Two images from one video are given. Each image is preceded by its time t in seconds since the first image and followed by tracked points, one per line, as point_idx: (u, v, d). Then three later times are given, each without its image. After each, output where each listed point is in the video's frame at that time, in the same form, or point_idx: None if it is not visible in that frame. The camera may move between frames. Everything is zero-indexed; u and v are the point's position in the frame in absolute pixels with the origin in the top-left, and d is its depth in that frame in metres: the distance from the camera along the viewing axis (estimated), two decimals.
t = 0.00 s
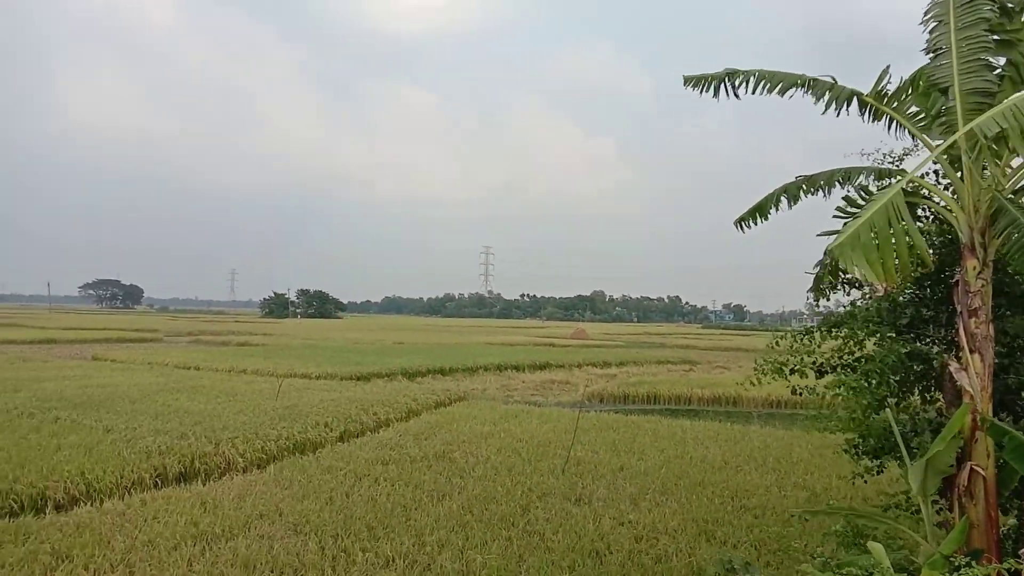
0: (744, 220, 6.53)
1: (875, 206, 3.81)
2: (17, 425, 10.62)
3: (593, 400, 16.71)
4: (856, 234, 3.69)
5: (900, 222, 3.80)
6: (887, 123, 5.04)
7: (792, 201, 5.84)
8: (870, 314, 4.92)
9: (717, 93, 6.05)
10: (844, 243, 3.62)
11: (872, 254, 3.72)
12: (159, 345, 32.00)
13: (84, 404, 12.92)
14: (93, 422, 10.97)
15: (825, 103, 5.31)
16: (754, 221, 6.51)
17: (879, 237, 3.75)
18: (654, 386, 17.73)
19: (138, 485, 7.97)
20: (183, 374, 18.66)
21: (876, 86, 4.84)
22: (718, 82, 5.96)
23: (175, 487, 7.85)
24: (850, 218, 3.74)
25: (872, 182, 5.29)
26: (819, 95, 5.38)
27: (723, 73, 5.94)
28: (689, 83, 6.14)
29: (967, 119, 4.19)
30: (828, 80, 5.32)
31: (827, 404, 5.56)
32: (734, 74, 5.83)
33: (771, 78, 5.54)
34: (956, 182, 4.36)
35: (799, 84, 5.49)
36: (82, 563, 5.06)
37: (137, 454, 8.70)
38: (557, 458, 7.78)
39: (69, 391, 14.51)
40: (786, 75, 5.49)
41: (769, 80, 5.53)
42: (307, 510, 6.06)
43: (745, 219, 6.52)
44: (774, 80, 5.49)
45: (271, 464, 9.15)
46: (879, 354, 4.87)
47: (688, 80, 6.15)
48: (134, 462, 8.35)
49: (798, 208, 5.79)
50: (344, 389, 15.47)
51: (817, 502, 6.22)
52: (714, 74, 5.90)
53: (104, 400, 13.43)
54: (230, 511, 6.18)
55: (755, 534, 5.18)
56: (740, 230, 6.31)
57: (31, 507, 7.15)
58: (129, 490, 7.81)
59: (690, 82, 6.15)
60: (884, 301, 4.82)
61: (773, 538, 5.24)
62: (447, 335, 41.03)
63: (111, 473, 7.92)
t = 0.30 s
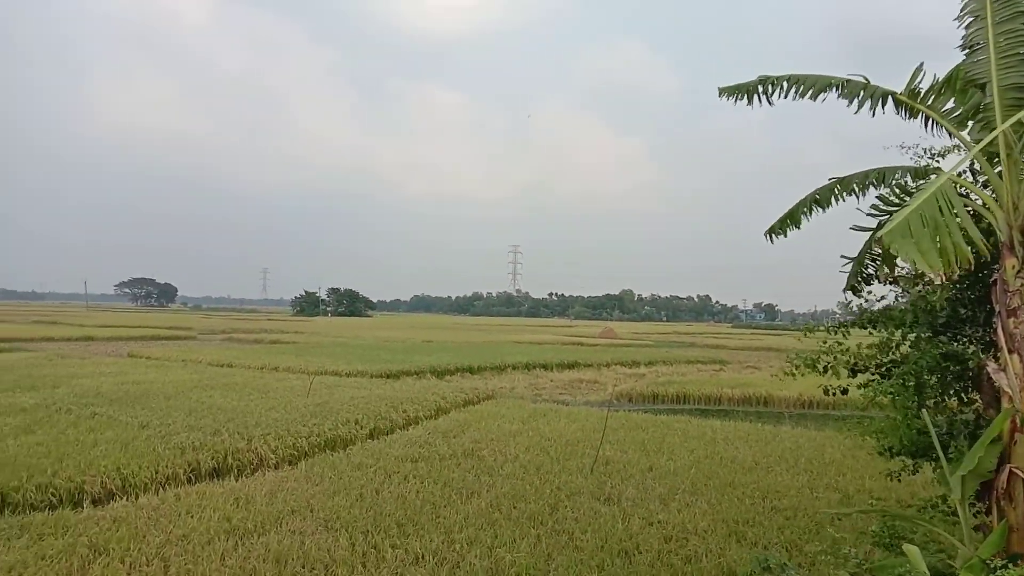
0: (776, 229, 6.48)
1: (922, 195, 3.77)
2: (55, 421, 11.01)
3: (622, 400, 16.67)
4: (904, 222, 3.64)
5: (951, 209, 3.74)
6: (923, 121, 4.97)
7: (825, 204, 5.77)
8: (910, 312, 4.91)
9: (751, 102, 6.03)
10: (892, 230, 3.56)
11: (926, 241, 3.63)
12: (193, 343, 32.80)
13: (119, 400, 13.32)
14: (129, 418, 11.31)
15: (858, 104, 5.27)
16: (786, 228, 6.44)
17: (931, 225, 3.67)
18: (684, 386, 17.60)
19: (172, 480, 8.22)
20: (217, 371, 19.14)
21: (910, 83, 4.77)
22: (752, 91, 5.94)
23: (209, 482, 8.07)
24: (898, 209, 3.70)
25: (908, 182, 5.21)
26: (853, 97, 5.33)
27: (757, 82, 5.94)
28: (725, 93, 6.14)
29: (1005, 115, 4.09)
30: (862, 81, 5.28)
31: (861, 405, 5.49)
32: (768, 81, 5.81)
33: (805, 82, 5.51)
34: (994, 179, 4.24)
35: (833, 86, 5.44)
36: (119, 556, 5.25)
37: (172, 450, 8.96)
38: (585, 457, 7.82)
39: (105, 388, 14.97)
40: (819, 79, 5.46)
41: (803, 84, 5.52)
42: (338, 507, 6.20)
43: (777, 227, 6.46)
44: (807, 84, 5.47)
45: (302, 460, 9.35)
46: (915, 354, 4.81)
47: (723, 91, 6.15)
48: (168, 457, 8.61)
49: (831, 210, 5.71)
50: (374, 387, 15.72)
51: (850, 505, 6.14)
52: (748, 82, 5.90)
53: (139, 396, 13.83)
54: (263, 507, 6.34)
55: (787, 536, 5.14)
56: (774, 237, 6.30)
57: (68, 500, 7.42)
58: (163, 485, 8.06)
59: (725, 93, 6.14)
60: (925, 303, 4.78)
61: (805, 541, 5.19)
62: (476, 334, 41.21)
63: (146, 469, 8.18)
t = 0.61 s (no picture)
0: (797, 231, 6.47)
1: (928, 196, 3.79)
2: (80, 421, 11.27)
3: (641, 401, 16.63)
4: (911, 220, 3.65)
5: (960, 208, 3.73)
6: (947, 119, 4.93)
7: (847, 204, 5.74)
8: (933, 312, 4.90)
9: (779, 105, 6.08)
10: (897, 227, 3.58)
11: (935, 239, 3.62)
12: (215, 344, 33.31)
13: (143, 401, 13.59)
14: (152, 419, 11.55)
15: (881, 104, 5.27)
16: (807, 229, 6.42)
17: (940, 223, 3.67)
18: (704, 386, 17.51)
19: (195, 480, 8.40)
20: (240, 372, 19.45)
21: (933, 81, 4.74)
22: (780, 94, 5.99)
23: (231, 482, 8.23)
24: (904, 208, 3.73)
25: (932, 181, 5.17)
26: (876, 96, 5.32)
27: (785, 85, 5.99)
28: (754, 97, 6.18)
29: None
30: (885, 81, 5.27)
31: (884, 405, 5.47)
32: (796, 85, 5.85)
33: (828, 82, 5.54)
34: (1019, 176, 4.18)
35: (856, 87, 5.42)
36: (143, 556, 5.39)
37: (195, 450, 9.13)
38: (604, 458, 7.85)
39: (129, 389, 15.28)
40: (843, 79, 5.47)
41: (826, 84, 5.54)
42: (359, 507, 6.29)
43: (799, 228, 6.44)
44: (830, 84, 5.49)
45: (323, 460, 9.48)
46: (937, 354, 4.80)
47: (754, 95, 6.19)
48: (191, 458, 8.78)
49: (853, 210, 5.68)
50: (395, 387, 15.86)
51: (874, 506, 6.09)
52: (774, 85, 5.96)
53: (163, 397, 14.11)
54: (284, 506, 6.46)
55: (809, 537, 5.12)
56: (797, 237, 6.30)
57: (94, 500, 7.61)
58: (186, 485, 8.24)
59: (754, 96, 6.18)
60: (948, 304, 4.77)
61: (827, 542, 5.16)
62: (495, 334, 41.24)
63: (170, 469, 8.36)
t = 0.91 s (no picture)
0: (833, 219, 6.45)
1: (936, 182, 3.78)
2: (111, 416, 11.58)
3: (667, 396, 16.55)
4: (911, 209, 3.71)
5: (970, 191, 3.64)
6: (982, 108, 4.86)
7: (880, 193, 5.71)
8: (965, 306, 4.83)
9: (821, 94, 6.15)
10: (891, 219, 3.72)
11: (934, 225, 3.62)
12: (243, 340, 33.95)
13: (174, 395, 13.95)
14: (183, 413, 11.85)
15: (914, 94, 5.23)
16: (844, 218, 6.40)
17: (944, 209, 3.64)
18: (731, 381, 17.36)
19: (225, 473, 8.63)
20: (268, 367, 19.82)
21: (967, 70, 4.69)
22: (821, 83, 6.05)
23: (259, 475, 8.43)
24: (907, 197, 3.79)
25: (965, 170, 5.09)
26: (910, 85, 5.28)
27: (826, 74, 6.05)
28: (795, 86, 6.28)
29: None
30: (920, 70, 5.23)
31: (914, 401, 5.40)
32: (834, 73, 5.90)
33: (863, 72, 5.54)
34: None
35: (892, 77, 5.40)
36: (174, 547, 5.57)
37: (224, 444, 9.37)
38: (629, 452, 7.87)
39: (160, 384, 15.66)
40: (878, 68, 5.46)
41: (862, 74, 5.56)
42: (386, 500, 6.41)
43: (835, 217, 6.42)
44: (866, 73, 5.50)
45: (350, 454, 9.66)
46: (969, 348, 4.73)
47: (795, 84, 6.29)
48: (222, 451, 9.01)
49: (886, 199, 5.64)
50: (420, 382, 16.04)
51: (904, 502, 6.02)
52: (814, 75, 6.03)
53: (193, 392, 14.46)
54: (313, 499, 6.61)
55: (838, 534, 5.08)
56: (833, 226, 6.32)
57: (126, 492, 7.84)
58: (217, 478, 8.48)
59: (796, 86, 6.29)
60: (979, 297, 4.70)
61: (855, 538, 5.13)
62: (518, 329, 41.28)
63: (201, 462, 8.59)
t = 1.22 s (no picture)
0: (878, 202, 6.34)
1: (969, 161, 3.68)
2: (156, 408, 12.03)
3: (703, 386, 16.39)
4: (943, 186, 3.60)
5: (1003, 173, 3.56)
6: None
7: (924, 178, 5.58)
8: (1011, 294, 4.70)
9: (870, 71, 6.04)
10: (924, 194, 3.58)
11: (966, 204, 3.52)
12: (281, 332, 34.74)
13: (216, 388, 14.40)
14: (224, 405, 12.24)
15: (960, 75, 5.08)
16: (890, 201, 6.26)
17: (976, 189, 3.55)
18: (768, 372, 17.11)
19: (265, 463, 8.92)
20: (306, 359, 20.28)
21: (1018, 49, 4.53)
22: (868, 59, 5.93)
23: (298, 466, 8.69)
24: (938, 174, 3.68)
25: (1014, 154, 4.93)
26: (956, 66, 5.13)
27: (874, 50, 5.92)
28: (844, 62, 6.20)
29: None
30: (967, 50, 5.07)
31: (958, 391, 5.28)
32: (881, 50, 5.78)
33: (909, 51, 5.41)
34: None
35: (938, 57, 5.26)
36: (218, 536, 5.80)
37: (265, 435, 9.66)
38: (663, 444, 7.86)
39: (201, 376, 16.17)
40: (924, 48, 5.33)
41: (908, 53, 5.43)
42: (423, 490, 6.55)
43: (880, 200, 6.30)
44: (912, 53, 5.38)
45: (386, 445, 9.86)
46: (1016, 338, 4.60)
47: (843, 60, 6.20)
48: (262, 442, 9.30)
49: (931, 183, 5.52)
50: (454, 373, 16.23)
51: (948, 495, 5.90)
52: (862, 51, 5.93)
53: (234, 384, 14.89)
54: (351, 489, 6.80)
55: (880, 527, 5.01)
56: (876, 210, 6.22)
57: (169, 482, 8.14)
58: (257, 468, 8.76)
59: (844, 61, 6.19)
60: None
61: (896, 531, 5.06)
62: (551, 320, 41.28)
63: (242, 453, 8.89)
